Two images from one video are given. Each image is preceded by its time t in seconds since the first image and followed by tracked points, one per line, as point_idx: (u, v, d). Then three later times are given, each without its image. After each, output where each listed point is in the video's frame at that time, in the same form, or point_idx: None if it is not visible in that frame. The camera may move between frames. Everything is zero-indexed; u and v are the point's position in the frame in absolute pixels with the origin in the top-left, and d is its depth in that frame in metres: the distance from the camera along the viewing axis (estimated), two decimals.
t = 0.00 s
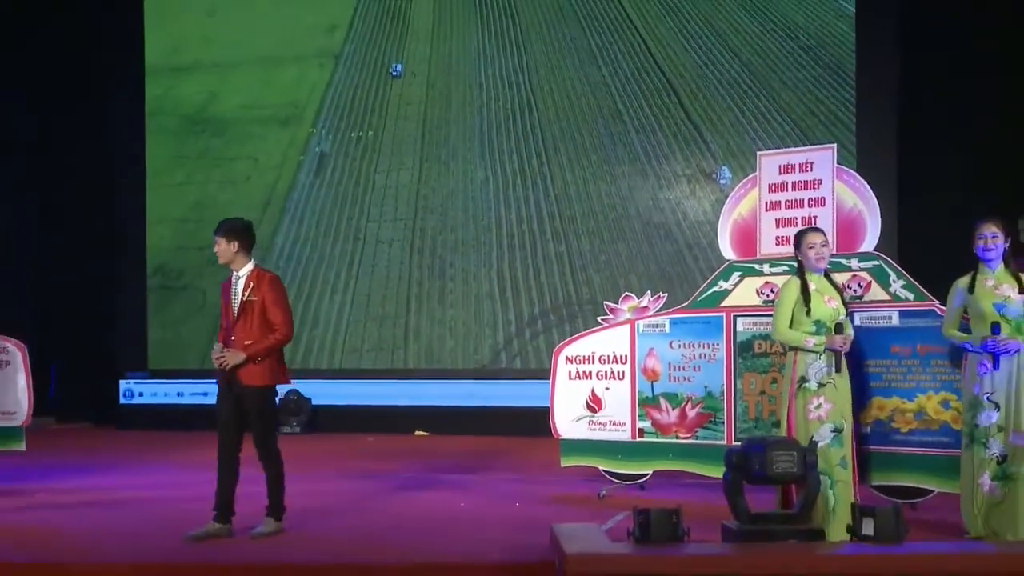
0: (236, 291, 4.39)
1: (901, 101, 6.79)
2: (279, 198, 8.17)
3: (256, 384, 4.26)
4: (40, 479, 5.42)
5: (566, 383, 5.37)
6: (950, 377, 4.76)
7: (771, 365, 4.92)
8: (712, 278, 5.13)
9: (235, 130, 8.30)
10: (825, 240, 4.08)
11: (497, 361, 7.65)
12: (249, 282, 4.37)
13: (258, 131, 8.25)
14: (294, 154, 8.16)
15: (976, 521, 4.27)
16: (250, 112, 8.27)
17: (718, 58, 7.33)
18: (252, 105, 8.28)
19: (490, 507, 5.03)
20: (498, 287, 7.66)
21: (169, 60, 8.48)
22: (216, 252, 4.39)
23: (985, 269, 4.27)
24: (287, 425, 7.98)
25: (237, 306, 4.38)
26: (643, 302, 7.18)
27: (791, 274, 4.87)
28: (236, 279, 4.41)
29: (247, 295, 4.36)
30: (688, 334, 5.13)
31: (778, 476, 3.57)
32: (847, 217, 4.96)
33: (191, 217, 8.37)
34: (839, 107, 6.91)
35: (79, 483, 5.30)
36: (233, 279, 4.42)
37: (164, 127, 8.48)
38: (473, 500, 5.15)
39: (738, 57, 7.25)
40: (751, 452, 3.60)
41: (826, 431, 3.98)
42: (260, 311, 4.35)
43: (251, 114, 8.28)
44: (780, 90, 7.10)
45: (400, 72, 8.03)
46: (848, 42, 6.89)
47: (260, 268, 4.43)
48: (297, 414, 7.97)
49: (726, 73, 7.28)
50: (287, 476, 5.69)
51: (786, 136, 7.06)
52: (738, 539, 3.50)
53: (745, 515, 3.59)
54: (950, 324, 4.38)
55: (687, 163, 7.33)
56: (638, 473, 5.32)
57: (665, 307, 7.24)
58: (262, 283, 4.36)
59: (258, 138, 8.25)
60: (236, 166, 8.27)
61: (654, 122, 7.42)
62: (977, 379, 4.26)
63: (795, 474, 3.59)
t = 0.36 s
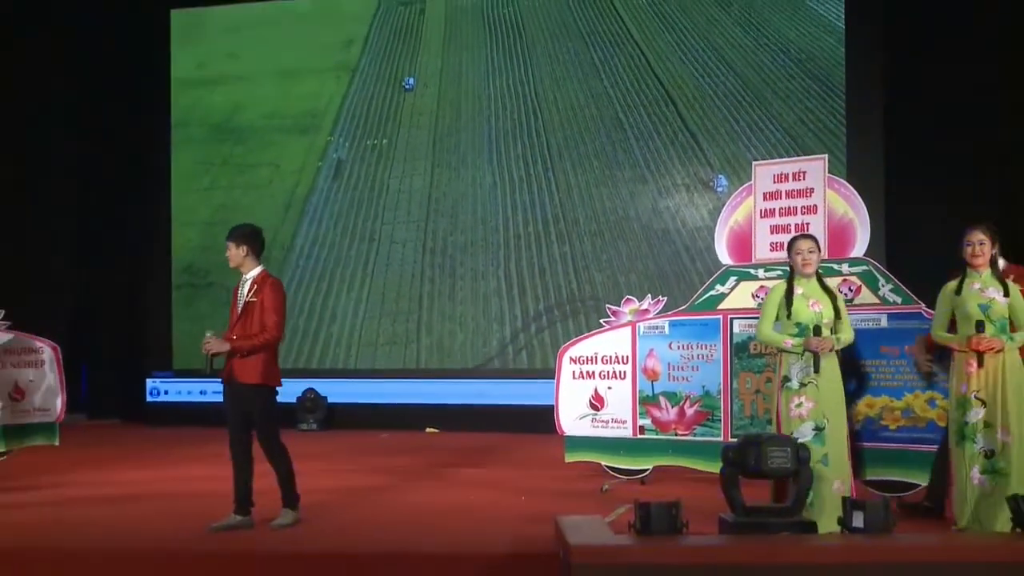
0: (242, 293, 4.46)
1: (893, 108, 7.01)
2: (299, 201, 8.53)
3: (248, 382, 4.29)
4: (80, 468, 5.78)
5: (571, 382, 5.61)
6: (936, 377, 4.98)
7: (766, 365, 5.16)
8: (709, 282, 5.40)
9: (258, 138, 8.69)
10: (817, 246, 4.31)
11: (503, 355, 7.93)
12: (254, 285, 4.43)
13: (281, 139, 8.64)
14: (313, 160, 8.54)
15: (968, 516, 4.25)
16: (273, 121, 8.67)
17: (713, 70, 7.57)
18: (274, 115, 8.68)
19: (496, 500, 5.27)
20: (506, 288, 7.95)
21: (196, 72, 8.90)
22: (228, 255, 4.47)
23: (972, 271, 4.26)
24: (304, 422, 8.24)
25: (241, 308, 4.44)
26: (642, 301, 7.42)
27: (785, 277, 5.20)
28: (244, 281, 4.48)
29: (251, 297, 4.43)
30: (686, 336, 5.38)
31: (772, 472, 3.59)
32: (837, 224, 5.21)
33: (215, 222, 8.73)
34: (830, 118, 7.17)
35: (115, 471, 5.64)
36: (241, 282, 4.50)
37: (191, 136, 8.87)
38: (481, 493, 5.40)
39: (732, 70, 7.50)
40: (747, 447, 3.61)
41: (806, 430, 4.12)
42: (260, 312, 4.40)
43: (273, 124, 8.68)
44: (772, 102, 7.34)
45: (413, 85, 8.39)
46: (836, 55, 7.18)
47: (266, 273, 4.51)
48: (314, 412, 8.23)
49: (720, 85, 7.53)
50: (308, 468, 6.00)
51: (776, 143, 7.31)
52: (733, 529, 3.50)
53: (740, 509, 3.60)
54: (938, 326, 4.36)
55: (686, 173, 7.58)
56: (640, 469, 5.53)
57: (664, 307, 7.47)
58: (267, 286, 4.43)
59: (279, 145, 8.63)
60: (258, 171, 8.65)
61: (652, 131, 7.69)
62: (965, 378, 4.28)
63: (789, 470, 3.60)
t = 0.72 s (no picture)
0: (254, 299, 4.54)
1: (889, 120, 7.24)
2: (320, 208, 8.85)
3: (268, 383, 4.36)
4: (118, 461, 6.14)
5: (576, 383, 5.92)
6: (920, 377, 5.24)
7: (761, 367, 5.44)
8: (709, 287, 5.65)
9: (282, 148, 9.01)
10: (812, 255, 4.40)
11: (511, 349, 8.28)
12: (265, 292, 4.51)
13: (304, 148, 8.95)
14: (333, 169, 8.86)
15: (959, 516, 4.21)
16: (297, 132, 8.99)
17: (712, 87, 7.95)
18: (297, 126, 9.00)
19: (505, 496, 5.55)
20: (516, 292, 8.27)
21: (224, 86, 9.27)
22: (241, 264, 4.56)
23: (959, 276, 4.25)
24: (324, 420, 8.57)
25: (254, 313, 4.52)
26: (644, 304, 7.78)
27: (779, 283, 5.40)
28: (255, 289, 4.56)
29: (261, 302, 4.50)
30: (686, 338, 5.65)
31: (765, 468, 3.56)
32: (829, 232, 5.43)
33: (241, 228, 9.06)
34: (825, 129, 7.54)
35: (150, 464, 5.99)
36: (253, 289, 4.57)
37: (218, 147, 9.21)
38: (490, 489, 5.69)
39: (729, 86, 7.89)
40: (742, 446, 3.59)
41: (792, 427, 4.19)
42: (273, 318, 4.47)
43: (296, 134, 9.00)
44: (768, 115, 7.71)
45: (428, 100, 8.73)
46: (828, 71, 7.54)
47: (277, 280, 4.57)
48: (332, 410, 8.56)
49: (719, 101, 7.90)
50: (332, 463, 6.33)
51: (770, 152, 7.69)
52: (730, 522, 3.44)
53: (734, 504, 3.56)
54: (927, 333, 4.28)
55: (686, 184, 7.92)
56: (643, 464, 5.84)
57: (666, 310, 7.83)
58: (275, 292, 4.49)
59: (302, 156, 8.96)
60: (282, 180, 8.97)
61: (653, 144, 8.03)
62: (956, 380, 4.23)
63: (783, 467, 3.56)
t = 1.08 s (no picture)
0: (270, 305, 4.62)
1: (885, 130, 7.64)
2: (340, 213, 9.26)
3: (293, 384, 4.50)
4: (148, 459, 6.43)
5: (583, 385, 6.19)
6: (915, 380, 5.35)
7: (760, 370, 5.67)
8: (710, 293, 5.88)
9: (303, 159, 9.43)
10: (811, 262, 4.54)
11: (521, 348, 8.57)
12: (281, 298, 4.60)
13: (324, 159, 9.36)
14: (352, 178, 9.25)
15: (946, 511, 4.39)
16: (317, 144, 9.40)
17: (713, 102, 8.21)
18: (316, 139, 9.41)
19: (515, 493, 5.82)
20: (524, 296, 8.61)
21: (251, 101, 9.68)
22: (261, 271, 4.64)
23: (949, 283, 4.44)
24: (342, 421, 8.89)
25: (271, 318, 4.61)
26: (647, 310, 8.07)
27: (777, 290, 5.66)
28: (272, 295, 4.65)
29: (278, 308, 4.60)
30: (688, 343, 5.90)
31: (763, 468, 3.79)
32: (824, 241, 5.68)
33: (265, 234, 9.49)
34: (818, 141, 7.78)
35: (177, 463, 6.28)
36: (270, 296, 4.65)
37: (244, 158, 9.65)
38: (500, 486, 5.97)
39: (729, 102, 8.14)
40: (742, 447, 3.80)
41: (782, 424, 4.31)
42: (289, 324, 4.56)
43: (316, 146, 9.42)
44: (765, 127, 7.98)
45: (442, 115, 9.08)
46: (823, 87, 7.80)
47: (294, 287, 4.65)
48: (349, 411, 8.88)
49: (720, 116, 8.17)
50: (351, 462, 6.60)
51: (767, 163, 7.94)
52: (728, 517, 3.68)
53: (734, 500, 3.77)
54: (918, 338, 4.44)
55: (688, 196, 8.18)
56: (646, 462, 6.11)
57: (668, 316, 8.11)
58: (291, 299, 4.57)
59: (321, 166, 9.37)
60: (303, 188, 9.40)
61: (657, 157, 8.30)
62: (943, 382, 4.42)
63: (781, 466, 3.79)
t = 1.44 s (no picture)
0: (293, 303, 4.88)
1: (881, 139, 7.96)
2: (358, 216, 9.61)
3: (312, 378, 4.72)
4: (172, 453, 6.73)
5: (588, 385, 6.42)
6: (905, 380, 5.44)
7: (758, 370, 5.92)
8: (710, 296, 6.14)
9: (323, 166, 9.78)
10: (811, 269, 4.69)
11: (529, 343, 8.85)
12: (303, 296, 4.84)
13: (342, 166, 9.71)
14: (370, 183, 9.60)
15: (932, 504, 4.53)
16: (335, 151, 9.75)
17: (714, 113, 8.48)
18: (335, 147, 9.76)
19: (523, 488, 6.07)
20: (531, 298, 8.88)
21: (272, 111, 10.04)
22: (285, 273, 4.91)
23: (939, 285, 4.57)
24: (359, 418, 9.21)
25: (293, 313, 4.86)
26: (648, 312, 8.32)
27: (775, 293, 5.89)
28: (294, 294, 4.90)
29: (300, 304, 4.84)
30: (690, 344, 6.14)
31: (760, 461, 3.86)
32: (820, 247, 5.79)
33: (287, 238, 9.86)
34: (815, 150, 8.05)
35: (200, 457, 6.56)
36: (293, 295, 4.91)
37: (266, 166, 10.01)
38: (509, 481, 6.22)
39: (729, 113, 8.40)
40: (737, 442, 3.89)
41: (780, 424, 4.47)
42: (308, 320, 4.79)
43: (335, 154, 9.76)
44: (763, 136, 8.24)
45: (454, 125, 9.41)
46: (816, 98, 8.07)
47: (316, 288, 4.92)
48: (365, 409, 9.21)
49: (720, 126, 8.43)
50: (366, 458, 6.89)
51: (764, 170, 8.19)
52: (729, 514, 3.72)
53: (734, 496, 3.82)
54: (908, 336, 4.55)
55: (688, 202, 8.44)
56: (648, 458, 6.36)
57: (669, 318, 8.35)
58: (313, 298, 4.82)
59: (340, 173, 9.71)
60: (322, 194, 9.76)
61: (659, 165, 8.56)
62: (933, 381, 4.58)
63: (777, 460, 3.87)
